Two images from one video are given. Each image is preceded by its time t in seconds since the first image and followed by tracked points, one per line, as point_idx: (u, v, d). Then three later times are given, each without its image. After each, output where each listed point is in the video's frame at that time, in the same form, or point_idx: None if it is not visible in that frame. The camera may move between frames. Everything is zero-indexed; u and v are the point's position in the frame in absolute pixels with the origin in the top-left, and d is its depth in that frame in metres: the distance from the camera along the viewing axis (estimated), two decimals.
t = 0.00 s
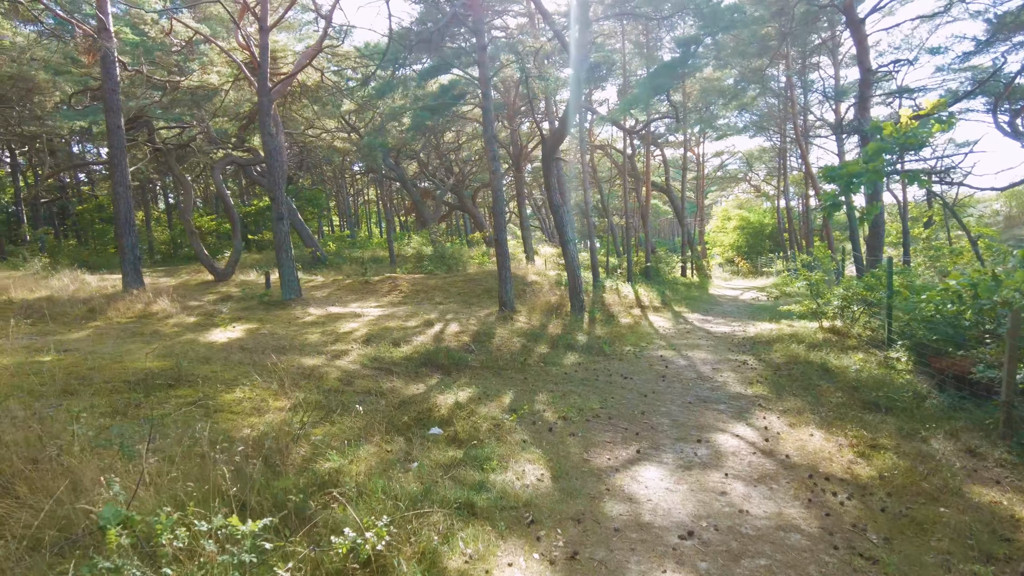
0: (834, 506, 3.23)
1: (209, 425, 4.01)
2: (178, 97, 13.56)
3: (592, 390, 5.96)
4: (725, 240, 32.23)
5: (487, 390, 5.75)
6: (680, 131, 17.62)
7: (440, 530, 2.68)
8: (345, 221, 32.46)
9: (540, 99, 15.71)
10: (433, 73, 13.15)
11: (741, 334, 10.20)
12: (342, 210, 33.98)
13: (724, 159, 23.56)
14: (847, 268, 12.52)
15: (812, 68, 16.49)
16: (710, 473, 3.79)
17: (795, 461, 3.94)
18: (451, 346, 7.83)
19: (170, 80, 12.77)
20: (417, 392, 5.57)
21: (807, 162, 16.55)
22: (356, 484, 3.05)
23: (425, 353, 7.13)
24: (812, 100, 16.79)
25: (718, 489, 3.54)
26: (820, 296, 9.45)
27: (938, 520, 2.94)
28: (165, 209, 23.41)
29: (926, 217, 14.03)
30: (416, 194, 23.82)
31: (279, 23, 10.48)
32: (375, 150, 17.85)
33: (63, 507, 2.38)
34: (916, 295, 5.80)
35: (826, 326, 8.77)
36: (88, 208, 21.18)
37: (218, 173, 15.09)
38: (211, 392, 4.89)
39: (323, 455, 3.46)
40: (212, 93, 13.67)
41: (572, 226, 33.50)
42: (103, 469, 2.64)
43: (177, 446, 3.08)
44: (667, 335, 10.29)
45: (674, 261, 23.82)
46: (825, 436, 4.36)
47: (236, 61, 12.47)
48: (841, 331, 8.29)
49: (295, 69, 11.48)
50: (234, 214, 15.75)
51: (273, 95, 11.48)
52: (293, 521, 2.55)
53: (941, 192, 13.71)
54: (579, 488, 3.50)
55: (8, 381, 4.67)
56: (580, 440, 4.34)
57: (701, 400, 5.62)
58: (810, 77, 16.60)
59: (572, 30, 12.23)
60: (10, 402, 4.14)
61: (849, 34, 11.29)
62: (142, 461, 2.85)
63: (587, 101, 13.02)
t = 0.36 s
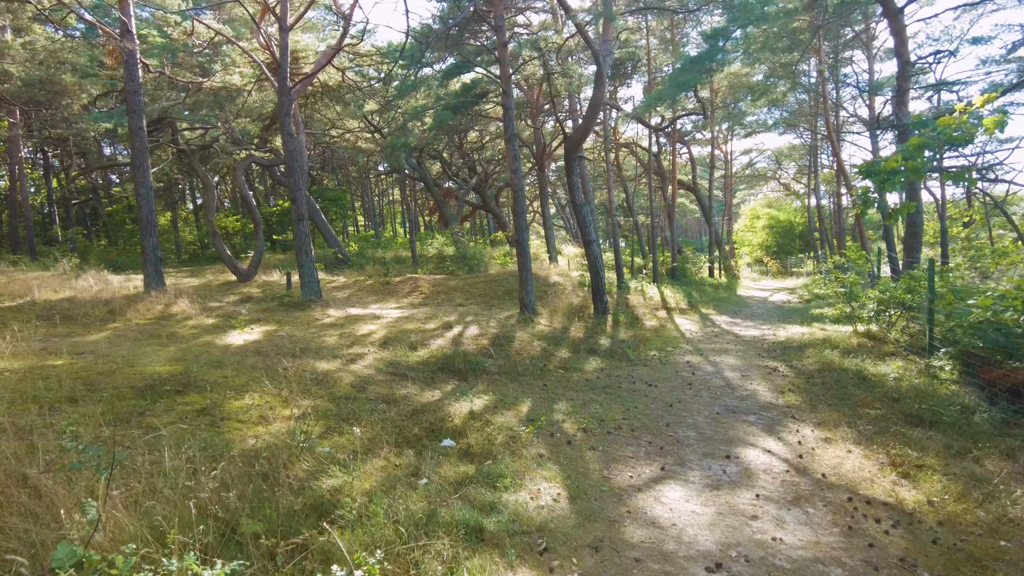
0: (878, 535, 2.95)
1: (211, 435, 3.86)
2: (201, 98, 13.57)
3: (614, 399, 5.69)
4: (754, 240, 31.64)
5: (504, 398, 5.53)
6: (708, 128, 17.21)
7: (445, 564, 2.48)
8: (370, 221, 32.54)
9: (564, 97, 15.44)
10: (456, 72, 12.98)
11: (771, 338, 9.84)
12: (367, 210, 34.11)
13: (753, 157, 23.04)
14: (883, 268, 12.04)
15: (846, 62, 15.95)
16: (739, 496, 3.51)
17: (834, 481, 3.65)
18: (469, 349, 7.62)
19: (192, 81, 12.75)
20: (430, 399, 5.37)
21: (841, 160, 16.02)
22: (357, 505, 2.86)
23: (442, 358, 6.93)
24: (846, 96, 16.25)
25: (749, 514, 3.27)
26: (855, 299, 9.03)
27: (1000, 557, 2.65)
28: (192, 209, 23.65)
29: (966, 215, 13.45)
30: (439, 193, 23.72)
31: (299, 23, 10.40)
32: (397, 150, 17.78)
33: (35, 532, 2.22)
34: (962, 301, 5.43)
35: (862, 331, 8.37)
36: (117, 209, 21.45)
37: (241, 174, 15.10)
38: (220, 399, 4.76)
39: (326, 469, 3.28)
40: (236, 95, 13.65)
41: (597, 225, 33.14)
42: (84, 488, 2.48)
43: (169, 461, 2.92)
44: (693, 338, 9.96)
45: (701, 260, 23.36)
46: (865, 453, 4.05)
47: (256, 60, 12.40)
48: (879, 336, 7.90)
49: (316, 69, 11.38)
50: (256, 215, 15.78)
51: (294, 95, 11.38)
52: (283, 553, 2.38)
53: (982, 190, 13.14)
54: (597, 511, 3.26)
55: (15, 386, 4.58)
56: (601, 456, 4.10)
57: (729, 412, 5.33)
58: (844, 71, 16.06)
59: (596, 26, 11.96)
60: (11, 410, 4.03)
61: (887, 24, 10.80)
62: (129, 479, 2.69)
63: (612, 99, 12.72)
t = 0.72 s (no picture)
0: (945, 567, 2.64)
1: (224, 439, 3.70)
2: (230, 96, 13.77)
3: (645, 405, 5.41)
4: (788, 240, 30.90)
5: (530, 402, 5.27)
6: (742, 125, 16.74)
7: None
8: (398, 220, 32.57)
9: (594, 92, 15.12)
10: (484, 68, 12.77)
11: (810, 342, 9.42)
12: (395, 209, 34.17)
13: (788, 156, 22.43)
14: (929, 270, 11.48)
15: (889, 56, 15.31)
16: (785, 516, 3.22)
17: (890, 502, 3.33)
18: (494, 350, 7.39)
19: (221, 78, 12.85)
20: (452, 402, 5.15)
21: (882, 157, 15.40)
22: (369, 521, 2.66)
23: (466, 359, 6.71)
24: (889, 91, 15.62)
25: (797, 537, 2.97)
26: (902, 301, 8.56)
27: None
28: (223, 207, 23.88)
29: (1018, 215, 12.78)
30: (467, 192, 23.57)
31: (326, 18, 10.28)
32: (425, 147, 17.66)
33: (12, 553, 2.05)
34: None
35: (909, 335, 7.92)
36: (150, 206, 21.74)
37: (269, 172, 15.12)
38: (237, 399, 4.61)
39: (339, 479, 3.09)
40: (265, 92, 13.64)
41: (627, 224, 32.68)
42: (74, 500, 2.31)
43: (169, 469, 2.74)
44: (727, 342, 9.59)
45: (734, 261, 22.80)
46: (923, 470, 3.71)
47: (283, 56, 12.34)
48: (928, 342, 7.45)
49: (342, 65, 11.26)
50: (284, 212, 15.80)
51: (319, 90, 11.26)
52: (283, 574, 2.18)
53: None
54: (630, 531, 3.00)
55: (30, 384, 4.48)
56: (634, 468, 3.85)
57: (769, 421, 5.01)
58: (886, 65, 15.44)
59: (628, 19, 11.64)
60: (22, 410, 3.91)
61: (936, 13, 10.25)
62: (125, 492, 2.52)
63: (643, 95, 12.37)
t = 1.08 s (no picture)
0: None
1: (238, 447, 3.58)
2: (261, 97, 13.93)
3: (679, 415, 5.14)
4: (826, 241, 30.05)
5: (558, 410, 5.06)
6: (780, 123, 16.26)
7: None
8: (428, 220, 32.58)
9: (626, 90, 14.82)
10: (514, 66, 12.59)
11: (853, 348, 9.00)
12: (426, 209, 34.22)
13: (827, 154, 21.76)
14: (980, 273, 10.91)
15: (936, 49, 14.69)
16: (834, 543, 2.94)
17: (953, 530, 3.02)
18: (522, 353, 7.18)
19: (252, 79, 12.97)
20: (476, 409, 4.95)
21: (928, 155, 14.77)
22: (380, 545, 2.49)
23: (492, 363, 6.52)
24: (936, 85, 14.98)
25: (849, 568, 2.70)
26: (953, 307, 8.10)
27: None
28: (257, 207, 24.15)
29: None
30: (497, 192, 23.42)
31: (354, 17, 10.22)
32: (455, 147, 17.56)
33: None
34: None
35: (961, 342, 7.47)
36: (186, 206, 22.07)
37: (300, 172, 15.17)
38: (256, 404, 4.50)
39: (352, 494, 2.93)
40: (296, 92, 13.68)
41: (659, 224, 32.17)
42: (67, 518, 2.19)
43: (172, 483, 2.61)
44: (765, 347, 9.23)
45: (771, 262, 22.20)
46: (986, 495, 3.39)
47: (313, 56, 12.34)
48: (982, 349, 7.01)
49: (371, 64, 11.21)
50: (314, 212, 15.86)
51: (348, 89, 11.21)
52: None
53: None
54: (663, 558, 2.76)
55: (51, 385, 4.42)
56: (667, 486, 3.61)
57: (813, 435, 4.70)
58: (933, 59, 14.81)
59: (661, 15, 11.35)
60: (39, 413, 3.84)
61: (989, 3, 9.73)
62: (122, 510, 2.39)
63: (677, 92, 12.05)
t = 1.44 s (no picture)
0: None
1: (250, 454, 3.47)
2: (293, 100, 14.03)
3: (714, 427, 4.87)
4: (869, 242, 29.05)
5: (585, 419, 4.83)
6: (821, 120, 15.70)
7: None
8: (461, 222, 32.53)
9: (660, 88, 14.49)
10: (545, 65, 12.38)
11: (900, 354, 8.54)
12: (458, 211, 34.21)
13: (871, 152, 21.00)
14: None
15: (990, 40, 13.97)
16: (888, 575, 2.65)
17: None
18: (549, 358, 6.95)
19: (284, 82, 13.06)
20: (498, 416, 4.76)
21: (981, 151, 14.06)
22: (384, 569, 2.32)
23: (518, 368, 6.31)
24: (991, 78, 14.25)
25: None
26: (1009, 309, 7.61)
27: None
28: (292, 210, 24.42)
29: None
30: (529, 193, 23.22)
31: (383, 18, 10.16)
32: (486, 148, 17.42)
33: None
34: None
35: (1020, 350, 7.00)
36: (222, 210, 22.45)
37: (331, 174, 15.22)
38: (275, 408, 4.39)
39: (360, 509, 2.77)
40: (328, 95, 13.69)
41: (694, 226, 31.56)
42: (56, 537, 2.07)
43: (170, 497, 2.48)
44: (806, 352, 8.83)
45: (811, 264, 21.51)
46: None
47: (344, 58, 12.32)
48: None
49: (400, 64, 11.14)
50: (346, 214, 15.91)
51: (377, 90, 11.15)
52: None
53: None
54: None
55: (72, 387, 4.38)
56: (699, 504, 3.35)
57: (860, 449, 4.38)
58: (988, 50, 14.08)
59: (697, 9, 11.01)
60: (57, 416, 3.79)
61: None
62: (117, 527, 2.27)
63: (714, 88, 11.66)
